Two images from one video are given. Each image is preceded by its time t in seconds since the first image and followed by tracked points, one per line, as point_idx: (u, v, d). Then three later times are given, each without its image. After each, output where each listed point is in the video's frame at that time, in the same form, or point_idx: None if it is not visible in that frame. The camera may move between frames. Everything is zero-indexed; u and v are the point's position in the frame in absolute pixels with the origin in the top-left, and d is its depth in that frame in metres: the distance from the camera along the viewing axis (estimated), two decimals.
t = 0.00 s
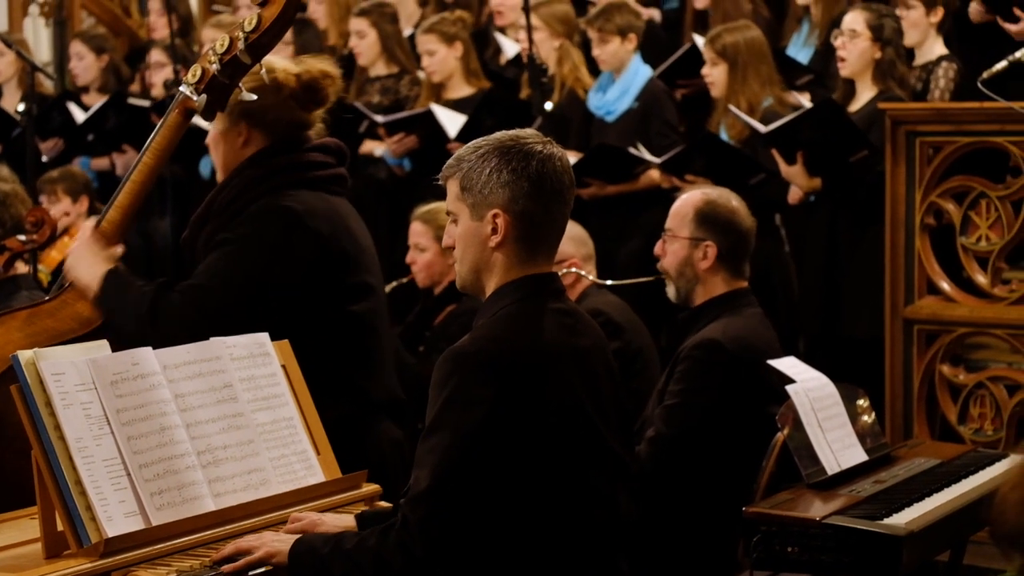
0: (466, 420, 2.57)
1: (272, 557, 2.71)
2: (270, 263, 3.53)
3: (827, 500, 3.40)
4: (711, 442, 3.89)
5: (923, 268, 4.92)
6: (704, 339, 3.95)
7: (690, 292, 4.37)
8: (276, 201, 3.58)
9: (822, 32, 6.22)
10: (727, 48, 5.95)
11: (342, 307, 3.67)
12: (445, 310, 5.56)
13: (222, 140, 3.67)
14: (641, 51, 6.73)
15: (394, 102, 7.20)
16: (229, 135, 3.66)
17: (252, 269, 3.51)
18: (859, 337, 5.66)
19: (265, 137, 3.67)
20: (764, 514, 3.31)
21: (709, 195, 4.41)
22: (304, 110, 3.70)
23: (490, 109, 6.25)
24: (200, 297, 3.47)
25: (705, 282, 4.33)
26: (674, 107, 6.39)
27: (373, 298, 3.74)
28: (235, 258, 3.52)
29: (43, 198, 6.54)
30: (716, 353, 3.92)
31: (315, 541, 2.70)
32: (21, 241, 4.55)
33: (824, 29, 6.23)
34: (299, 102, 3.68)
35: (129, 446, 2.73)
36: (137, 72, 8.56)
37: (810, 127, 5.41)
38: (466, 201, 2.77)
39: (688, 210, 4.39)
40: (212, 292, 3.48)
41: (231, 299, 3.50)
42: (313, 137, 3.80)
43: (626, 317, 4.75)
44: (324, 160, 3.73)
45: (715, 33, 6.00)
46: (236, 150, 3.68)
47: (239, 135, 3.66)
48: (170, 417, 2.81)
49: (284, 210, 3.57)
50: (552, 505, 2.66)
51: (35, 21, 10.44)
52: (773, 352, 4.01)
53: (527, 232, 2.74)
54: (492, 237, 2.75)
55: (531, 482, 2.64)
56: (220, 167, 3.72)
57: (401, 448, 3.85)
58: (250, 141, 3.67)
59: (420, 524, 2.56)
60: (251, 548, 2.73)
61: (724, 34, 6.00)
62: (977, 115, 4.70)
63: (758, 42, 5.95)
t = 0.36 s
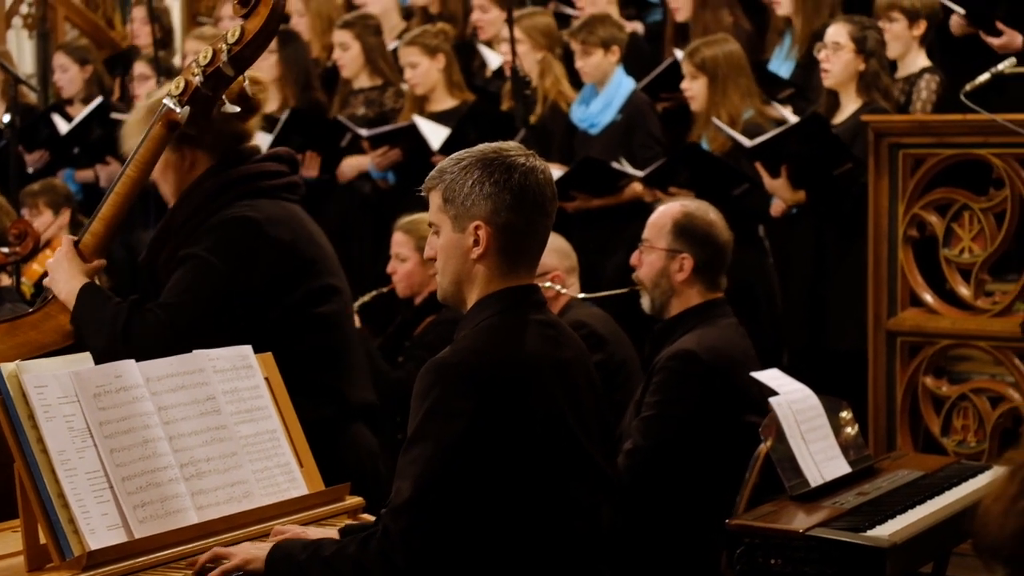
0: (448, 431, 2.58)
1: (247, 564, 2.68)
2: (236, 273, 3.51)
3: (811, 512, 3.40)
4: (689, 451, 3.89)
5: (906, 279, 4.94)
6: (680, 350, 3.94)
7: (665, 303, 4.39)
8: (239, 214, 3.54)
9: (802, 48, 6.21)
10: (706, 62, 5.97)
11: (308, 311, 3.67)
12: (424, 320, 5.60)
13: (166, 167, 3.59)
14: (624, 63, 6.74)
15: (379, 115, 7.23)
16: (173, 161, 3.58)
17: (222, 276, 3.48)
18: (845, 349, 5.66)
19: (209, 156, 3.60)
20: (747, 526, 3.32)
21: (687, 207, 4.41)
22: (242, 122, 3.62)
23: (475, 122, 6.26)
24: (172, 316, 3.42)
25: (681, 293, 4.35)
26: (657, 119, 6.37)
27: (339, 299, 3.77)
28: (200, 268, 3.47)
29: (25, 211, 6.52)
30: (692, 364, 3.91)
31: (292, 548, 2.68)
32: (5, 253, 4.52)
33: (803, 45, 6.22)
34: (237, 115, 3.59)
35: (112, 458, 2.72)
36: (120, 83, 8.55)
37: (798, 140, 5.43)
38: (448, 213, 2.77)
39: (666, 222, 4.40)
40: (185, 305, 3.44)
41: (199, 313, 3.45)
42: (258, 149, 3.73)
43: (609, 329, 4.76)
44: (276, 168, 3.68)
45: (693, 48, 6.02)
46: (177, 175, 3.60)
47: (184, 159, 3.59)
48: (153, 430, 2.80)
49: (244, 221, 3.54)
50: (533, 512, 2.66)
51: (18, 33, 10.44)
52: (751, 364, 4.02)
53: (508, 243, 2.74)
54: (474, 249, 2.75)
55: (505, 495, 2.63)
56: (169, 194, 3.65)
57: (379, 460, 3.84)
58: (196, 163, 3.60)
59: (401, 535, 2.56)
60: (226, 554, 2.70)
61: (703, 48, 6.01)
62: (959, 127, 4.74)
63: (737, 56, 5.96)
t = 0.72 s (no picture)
0: (435, 442, 2.58)
1: (245, 560, 2.71)
2: (226, 278, 3.51)
3: (795, 524, 3.41)
4: (664, 463, 3.89)
5: (891, 292, 4.96)
6: (647, 365, 3.94)
7: (627, 319, 4.38)
8: (226, 220, 3.53)
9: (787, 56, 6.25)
10: (694, 73, 5.98)
11: (292, 314, 3.65)
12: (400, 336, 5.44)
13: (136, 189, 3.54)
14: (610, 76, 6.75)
15: (365, 126, 7.24)
16: (142, 183, 3.53)
17: (213, 282, 3.48)
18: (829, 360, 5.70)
19: (180, 172, 3.56)
20: (732, 539, 3.32)
21: (642, 222, 4.41)
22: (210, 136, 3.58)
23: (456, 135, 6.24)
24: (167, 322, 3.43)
25: (642, 310, 4.33)
26: (642, 130, 6.36)
27: (320, 303, 3.73)
28: (194, 274, 3.47)
29: (7, 224, 6.52)
30: (658, 378, 3.91)
31: (288, 547, 2.71)
32: None
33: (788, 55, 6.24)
34: (206, 134, 3.55)
35: (97, 471, 2.70)
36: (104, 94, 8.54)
37: (775, 145, 5.48)
38: (436, 225, 2.77)
39: (623, 238, 4.38)
40: (185, 313, 3.44)
41: (195, 318, 3.46)
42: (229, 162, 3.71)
43: (594, 341, 4.77)
44: (251, 178, 3.66)
45: (681, 59, 6.05)
46: (149, 197, 3.55)
47: (155, 179, 3.54)
48: (137, 442, 2.78)
49: (231, 225, 3.53)
50: (521, 520, 2.65)
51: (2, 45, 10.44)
52: (722, 375, 4.02)
53: (495, 253, 2.74)
54: (461, 260, 2.75)
55: (497, 497, 2.63)
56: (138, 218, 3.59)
57: (363, 474, 3.84)
58: (167, 181, 3.56)
59: (388, 545, 2.57)
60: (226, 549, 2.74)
61: (689, 59, 6.04)
62: (943, 140, 4.77)
63: (722, 66, 5.99)
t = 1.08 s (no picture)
0: (423, 456, 2.57)
1: None
2: (227, 283, 3.54)
3: (784, 537, 3.41)
4: (660, 476, 3.90)
5: (880, 304, 4.97)
6: (648, 379, 3.96)
7: (629, 331, 4.38)
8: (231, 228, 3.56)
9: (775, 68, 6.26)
10: (683, 89, 6.00)
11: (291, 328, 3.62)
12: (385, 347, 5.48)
13: (145, 192, 3.61)
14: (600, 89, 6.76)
15: (354, 139, 7.24)
16: (153, 185, 3.60)
17: (213, 285, 3.53)
18: (817, 374, 5.71)
19: (190, 177, 3.61)
20: (721, 551, 3.32)
21: (647, 235, 4.40)
22: (223, 146, 3.63)
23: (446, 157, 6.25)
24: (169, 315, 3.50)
25: (645, 324, 4.33)
26: (630, 144, 6.36)
27: (320, 319, 3.69)
28: (195, 273, 3.52)
29: None
30: (659, 393, 3.93)
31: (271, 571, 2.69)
32: None
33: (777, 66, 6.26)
34: (217, 144, 3.61)
35: (85, 484, 2.70)
36: (92, 107, 8.53)
37: (772, 162, 5.44)
38: (420, 238, 2.77)
39: (628, 251, 4.38)
40: (184, 311, 3.50)
41: (190, 314, 3.50)
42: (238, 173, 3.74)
43: (582, 354, 4.77)
44: (257, 191, 3.68)
45: (669, 75, 6.07)
46: (161, 201, 3.62)
47: (165, 182, 3.60)
48: (126, 455, 2.77)
49: (235, 234, 3.55)
50: (508, 533, 2.64)
51: None
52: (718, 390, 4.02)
53: (480, 266, 2.74)
54: (446, 273, 2.75)
55: (484, 506, 2.63)
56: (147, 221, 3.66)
57: (351, 488, 3.83)
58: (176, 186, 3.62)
59: (373, 560, 2.57)
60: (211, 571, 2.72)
61: (678, 74, 6.07)
62: (932, 154, 4.79)
63: (711, 79, 6.00)
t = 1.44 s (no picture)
0: (415, 465, 2.58)
1: None
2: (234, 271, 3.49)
3: (775, 547, 3.41)
4: (665, 485, 3.91)
5: (870, 316, 4.97)
6: (661, 389, 3.96)
7: (639, 343, 4.35)
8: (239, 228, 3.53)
9: (766, 79, 6.26)
10: (673, 99, 6.02)
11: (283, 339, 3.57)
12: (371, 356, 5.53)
13: (160, 187, 3.60)
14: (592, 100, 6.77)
15: (345, 149, 7.24)
16: (167, 180, 3.59)
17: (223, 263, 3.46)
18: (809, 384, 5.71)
19: (206, 178, 3.58)
20: (712, 561, 3.31)
21: (663, 247, 4.35)
22: (243, 155, 3.62)
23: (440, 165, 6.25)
24: (180, 271, 3.37)
25: (657, 336, 4.30)
26: (623, 154, 6.37)
27: (314, 329, 3.64)
28: (207, 246, 3.45)
29: None
30: (672, 404, 3.93)
31: None
32: None
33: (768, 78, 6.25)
34: (238, 150, 3.61)
35: (76, 494, 2.69)
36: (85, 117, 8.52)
37: (767, 169, 5.45)
38: (414, 248, 2.77)
39: (644, 263, 4.34)
40: (195, 276, 3.39)
41: (205, 276, 3.40)
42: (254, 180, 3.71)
43: (574, 363, 4.78)
44: (267, 199, 3.63)
45: (660, 84, 6.09)
46: (176, 198, 3.61)
47: (179, 177, 3.58)
48: (117, 466, 2.77)
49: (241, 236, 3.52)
50: (501, 545, 2.64)
51: None
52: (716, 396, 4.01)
53: (475, 277, 2.74)
54: (440, 283, 2.75)
55: (478, 515, 2.63)
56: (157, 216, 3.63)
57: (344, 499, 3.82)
58: (191, 184, 3.59)
59: (362, 569, 2.57)
60: None
61: (669, 84, 6.09)
62: (923, 164, 4.81)
63: (702, 92, 6.01)
